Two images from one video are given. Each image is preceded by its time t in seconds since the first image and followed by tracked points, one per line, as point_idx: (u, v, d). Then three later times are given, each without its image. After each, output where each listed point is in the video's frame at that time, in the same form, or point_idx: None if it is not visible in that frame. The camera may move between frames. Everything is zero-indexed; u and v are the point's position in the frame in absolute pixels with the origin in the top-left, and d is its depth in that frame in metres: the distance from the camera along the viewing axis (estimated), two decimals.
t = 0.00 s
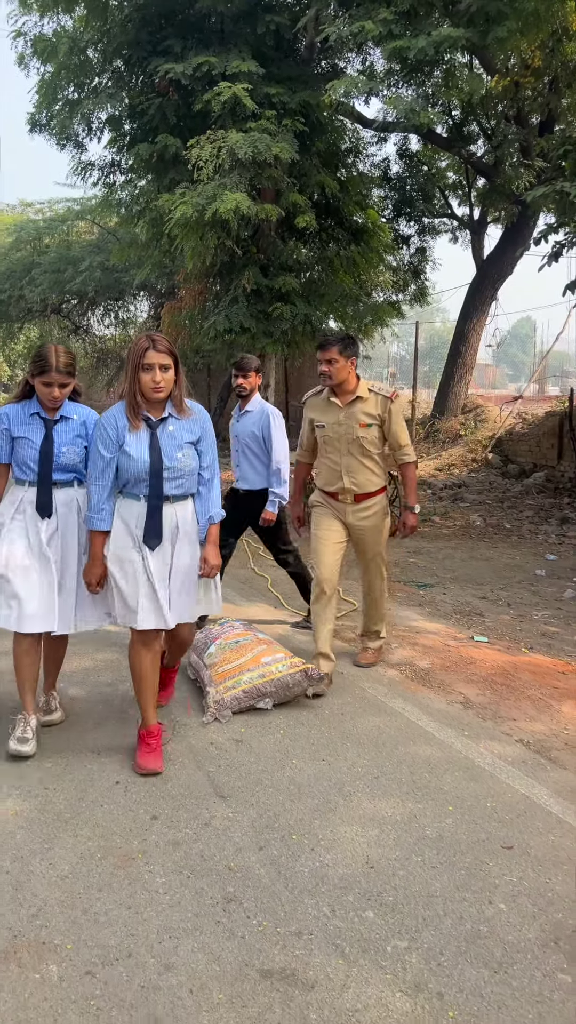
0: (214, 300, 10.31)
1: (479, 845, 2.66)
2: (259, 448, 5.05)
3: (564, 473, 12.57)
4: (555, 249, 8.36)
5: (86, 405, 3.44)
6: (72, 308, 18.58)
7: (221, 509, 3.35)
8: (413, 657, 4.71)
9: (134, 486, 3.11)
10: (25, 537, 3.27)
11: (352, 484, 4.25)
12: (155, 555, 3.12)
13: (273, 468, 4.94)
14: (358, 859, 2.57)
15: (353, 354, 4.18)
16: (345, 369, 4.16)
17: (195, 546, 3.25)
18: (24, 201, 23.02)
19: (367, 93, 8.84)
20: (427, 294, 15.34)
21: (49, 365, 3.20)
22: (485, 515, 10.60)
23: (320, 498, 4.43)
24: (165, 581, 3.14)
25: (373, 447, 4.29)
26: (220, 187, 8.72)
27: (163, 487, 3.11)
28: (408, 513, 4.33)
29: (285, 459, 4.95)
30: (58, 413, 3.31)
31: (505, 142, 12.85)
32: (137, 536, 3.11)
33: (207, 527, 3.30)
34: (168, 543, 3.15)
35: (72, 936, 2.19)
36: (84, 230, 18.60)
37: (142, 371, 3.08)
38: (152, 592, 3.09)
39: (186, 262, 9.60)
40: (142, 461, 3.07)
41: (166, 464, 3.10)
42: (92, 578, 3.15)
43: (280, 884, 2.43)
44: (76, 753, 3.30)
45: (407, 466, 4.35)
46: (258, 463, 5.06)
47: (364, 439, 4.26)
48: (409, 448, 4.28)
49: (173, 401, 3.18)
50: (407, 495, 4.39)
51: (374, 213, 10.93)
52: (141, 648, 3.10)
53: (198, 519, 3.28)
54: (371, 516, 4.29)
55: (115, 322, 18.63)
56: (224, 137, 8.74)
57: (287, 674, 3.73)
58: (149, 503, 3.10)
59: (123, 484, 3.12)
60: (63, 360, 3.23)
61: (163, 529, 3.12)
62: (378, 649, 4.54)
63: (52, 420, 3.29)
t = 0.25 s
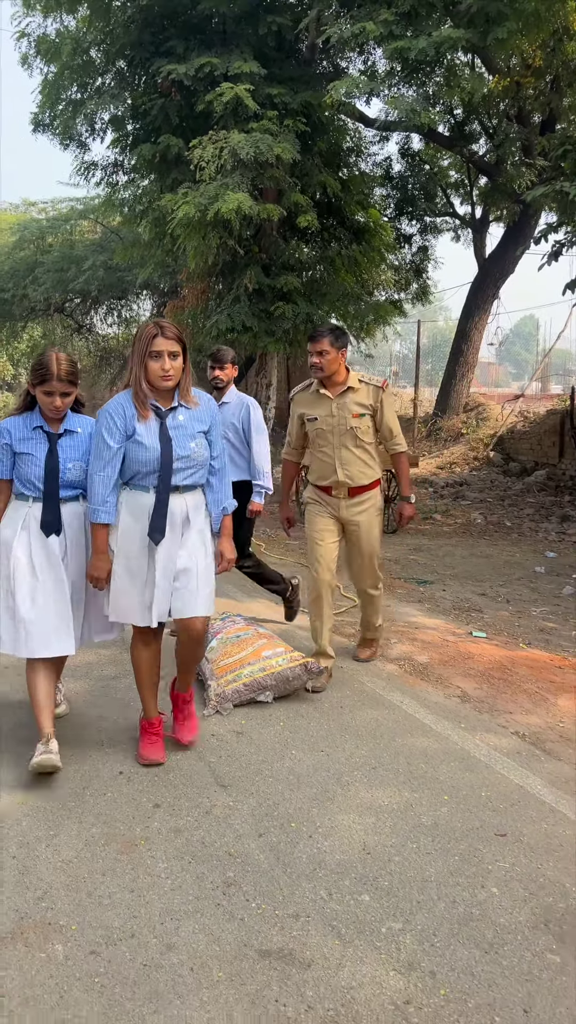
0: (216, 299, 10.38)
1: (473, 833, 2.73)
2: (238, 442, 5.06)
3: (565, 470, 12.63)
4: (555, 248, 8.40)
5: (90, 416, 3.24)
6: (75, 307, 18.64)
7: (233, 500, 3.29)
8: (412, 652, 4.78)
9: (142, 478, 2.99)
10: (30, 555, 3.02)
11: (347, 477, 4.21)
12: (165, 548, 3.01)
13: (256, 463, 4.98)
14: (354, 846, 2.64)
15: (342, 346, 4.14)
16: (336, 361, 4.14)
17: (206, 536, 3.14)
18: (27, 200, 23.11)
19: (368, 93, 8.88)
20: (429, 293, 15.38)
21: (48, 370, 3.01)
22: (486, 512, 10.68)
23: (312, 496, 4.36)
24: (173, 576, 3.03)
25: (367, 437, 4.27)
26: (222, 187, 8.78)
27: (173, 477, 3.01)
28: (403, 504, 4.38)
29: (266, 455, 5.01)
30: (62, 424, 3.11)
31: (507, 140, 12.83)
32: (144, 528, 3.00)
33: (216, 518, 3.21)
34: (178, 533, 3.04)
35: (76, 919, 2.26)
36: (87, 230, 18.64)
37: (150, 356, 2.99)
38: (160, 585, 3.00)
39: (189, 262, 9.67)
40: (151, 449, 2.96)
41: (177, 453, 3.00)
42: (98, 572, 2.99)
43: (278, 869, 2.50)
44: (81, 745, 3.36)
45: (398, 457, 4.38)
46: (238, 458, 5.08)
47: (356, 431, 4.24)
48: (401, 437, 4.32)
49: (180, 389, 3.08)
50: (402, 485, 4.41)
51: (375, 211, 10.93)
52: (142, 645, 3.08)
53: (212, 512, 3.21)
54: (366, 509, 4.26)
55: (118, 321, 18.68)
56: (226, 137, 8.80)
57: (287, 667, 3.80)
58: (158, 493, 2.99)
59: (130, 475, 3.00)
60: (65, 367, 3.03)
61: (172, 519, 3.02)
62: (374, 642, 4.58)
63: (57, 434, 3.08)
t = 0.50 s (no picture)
0: (218, 298, 10.42)
1: (470, 824, 2.78)
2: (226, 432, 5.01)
3: (566, 468, 12.67)
4: (556, 247, 8.44)
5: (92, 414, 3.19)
6: (77, 306, 18.70)
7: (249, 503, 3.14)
8: (412, 648, 4.82)
9: (150, 480, 2.88)
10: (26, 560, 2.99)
11: (346, 468, 4.13)
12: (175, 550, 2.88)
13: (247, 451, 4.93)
14: (353, 836, 2.69)
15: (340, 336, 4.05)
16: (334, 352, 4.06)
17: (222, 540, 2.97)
18: (30, 199, 23.16)
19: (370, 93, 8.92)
20: (431, 292, 15.40)
21: (48, 366, 2.97)
22: (487, 511, 10.72)
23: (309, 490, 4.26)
24: (183, 581, 2.87)
25: (367, 429, 4.21)
26: (225, 187, 8.82)
27: (184, 479, 2.87)
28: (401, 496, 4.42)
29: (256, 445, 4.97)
30: (64, 421, 3.06)
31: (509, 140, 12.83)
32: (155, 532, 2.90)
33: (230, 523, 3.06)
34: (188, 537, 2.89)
35: (81, 906, 2.31)
36: (90, 229, 18.68)
37: (159, 354, 2.87)
38: (170, 589, 2.88)
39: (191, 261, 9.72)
40: (160, 451, 2.84)
41: (187, 454, 2.87)
42: (113, 578, 2.86)
43: (279, 859, 2.55)
44: (85, 740, 3.40)
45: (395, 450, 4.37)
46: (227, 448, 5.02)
47: (356, 421, 4.17)
48: (397, 428, 4.33)
49: (191, 390, 2.96)
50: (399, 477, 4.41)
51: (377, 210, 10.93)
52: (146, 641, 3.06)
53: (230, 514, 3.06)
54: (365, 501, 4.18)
55: (120, 320, 18.72)
56: (228, 137, 8.84)
57: (288, 663, 3.87)
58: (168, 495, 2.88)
59: (139, 477, 2.89)
60: (65, 363, 3.01)
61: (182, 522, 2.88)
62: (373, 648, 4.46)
63: (57, 431, 3.04)
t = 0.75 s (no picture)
0: (221, 297, 10.45)
1: (469, 818, 2.81)
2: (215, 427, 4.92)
3: (568, 467, 12.67)
4: (558, 246, 8.44)
5: (99, 404, 3.06)
6: (80, 305, 18.72)
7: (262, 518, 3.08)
8: (413, 645, 4.86)
9: (163, 492, 2.79)
10: (29, 561, 2.86)
11: (346, 465, 4.08)
12: (191, 568, 2.80)
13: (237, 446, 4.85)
14: (354, 829, 2.72)
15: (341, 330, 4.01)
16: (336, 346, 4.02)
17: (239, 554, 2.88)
18: (33, 198, 23.22)
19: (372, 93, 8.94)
20: (433, 290, 15.39)
21: (55, 354, 2.82)
22: (489, 509, 10.74)
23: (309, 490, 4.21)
24: (193, 599, 2.80)
25: (368, 427, 4.16)
26: (227, 186, 8.85)
27: (200, 493, 2.79)
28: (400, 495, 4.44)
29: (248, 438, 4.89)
30: (72, 412, 2.93)
31: (511, 140, 12.71)
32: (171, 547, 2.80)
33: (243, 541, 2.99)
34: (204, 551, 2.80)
35: (85, 896, 2.35)
36: (93, 228, 18.69)
37: (174, 357, 2.78)
38: (184, 608, 2.80)
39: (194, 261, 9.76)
40: (174, 462, 2.75)
41: (202, 465, 2.78)
42: (131, 594, 2.72)
43: (280, 851, 2.59)
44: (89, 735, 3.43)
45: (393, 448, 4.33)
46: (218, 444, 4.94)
47: (357, 418, 4.11)
48: (396, 429, 4.30)
49: (207, 396, 2.87)
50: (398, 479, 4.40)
51: (380, 208, 10.94)
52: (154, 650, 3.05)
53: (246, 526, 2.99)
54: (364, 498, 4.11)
55: (123, 319, 18.75)
56: (231, 136, 8.87)
57: (290, 658, 3.92)
58: (184, 510, 2.79)
59: (154, 489, 2.79)
60: (72, 349, 2.85)
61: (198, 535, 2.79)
62: (374, 671, 4.12)
63: (66, 422, 2.91)
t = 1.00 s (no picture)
0: (223, 297, 10.46)
1: (469, 814, 2.83)
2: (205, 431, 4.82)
3: (570, 467, 12.65)
4: (560, 245, 8.43)
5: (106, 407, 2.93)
6: (83, 304, 18.77)
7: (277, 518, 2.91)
8: (414, 643, 4.88)
9: (179, 494, 2.59)
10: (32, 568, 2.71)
11: (345, 470, 4.03)
12: (210, 575, 2.61)
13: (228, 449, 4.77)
14: (355, 825, 2.74)
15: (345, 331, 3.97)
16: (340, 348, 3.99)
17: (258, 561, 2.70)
18: (36, 198, 23.26)
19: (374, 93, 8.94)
20: (435, 289, 15.37)
21: (65, 354, 2.72)
22: (491, 508, 10.73)
23: (310, 494, 4.17)
24: (213, 608, 2.60)
25: (369, 430, 4.12)
26: (229, 185, 8.86)
27: (219, 495, 2.60)
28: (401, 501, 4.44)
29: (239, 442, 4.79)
30: (78, 414, 2.79)
31: (513, 139, 12.55)
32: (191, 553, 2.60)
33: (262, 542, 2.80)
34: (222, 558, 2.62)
35: (88, 891, 2.37)
36: (95, 226, 18.72)
37: (194, 351, 2.61)
38: (203, 619, 2.60)
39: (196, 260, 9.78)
40: (194, 461, 2.55)
41: (223, 464, 2.59)
42: (151, 598, 2.55)
43: (281, 846, 2.61)
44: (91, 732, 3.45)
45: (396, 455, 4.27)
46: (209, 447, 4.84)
47: (359, 422, 4.08)
48: (399, 434, 4.24)
49: (227, 393, 2.70)
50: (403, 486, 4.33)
51: (382, 208, 10.94)
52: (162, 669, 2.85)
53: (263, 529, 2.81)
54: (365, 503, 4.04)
55: (126, 317, 18.78)
56: (233, 136, 8.88)
57: (291, 656, 3.97)
58: (203, 513, 2.59)
59: (169, 490, 2.59)
60: (84, 348, 2.76)
61: (217, 540, 2.60)
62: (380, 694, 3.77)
63: (73, 423, 2.77)
